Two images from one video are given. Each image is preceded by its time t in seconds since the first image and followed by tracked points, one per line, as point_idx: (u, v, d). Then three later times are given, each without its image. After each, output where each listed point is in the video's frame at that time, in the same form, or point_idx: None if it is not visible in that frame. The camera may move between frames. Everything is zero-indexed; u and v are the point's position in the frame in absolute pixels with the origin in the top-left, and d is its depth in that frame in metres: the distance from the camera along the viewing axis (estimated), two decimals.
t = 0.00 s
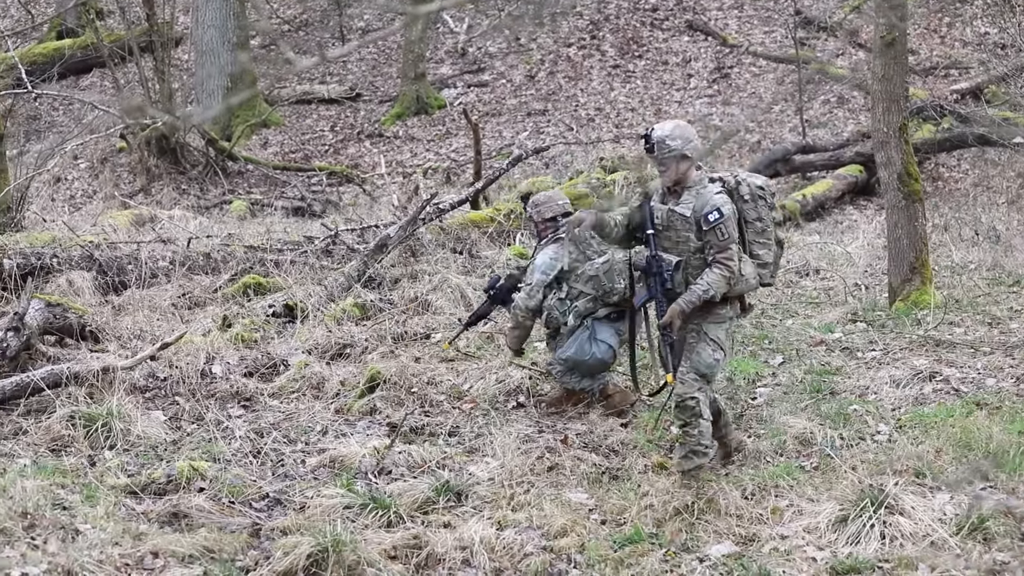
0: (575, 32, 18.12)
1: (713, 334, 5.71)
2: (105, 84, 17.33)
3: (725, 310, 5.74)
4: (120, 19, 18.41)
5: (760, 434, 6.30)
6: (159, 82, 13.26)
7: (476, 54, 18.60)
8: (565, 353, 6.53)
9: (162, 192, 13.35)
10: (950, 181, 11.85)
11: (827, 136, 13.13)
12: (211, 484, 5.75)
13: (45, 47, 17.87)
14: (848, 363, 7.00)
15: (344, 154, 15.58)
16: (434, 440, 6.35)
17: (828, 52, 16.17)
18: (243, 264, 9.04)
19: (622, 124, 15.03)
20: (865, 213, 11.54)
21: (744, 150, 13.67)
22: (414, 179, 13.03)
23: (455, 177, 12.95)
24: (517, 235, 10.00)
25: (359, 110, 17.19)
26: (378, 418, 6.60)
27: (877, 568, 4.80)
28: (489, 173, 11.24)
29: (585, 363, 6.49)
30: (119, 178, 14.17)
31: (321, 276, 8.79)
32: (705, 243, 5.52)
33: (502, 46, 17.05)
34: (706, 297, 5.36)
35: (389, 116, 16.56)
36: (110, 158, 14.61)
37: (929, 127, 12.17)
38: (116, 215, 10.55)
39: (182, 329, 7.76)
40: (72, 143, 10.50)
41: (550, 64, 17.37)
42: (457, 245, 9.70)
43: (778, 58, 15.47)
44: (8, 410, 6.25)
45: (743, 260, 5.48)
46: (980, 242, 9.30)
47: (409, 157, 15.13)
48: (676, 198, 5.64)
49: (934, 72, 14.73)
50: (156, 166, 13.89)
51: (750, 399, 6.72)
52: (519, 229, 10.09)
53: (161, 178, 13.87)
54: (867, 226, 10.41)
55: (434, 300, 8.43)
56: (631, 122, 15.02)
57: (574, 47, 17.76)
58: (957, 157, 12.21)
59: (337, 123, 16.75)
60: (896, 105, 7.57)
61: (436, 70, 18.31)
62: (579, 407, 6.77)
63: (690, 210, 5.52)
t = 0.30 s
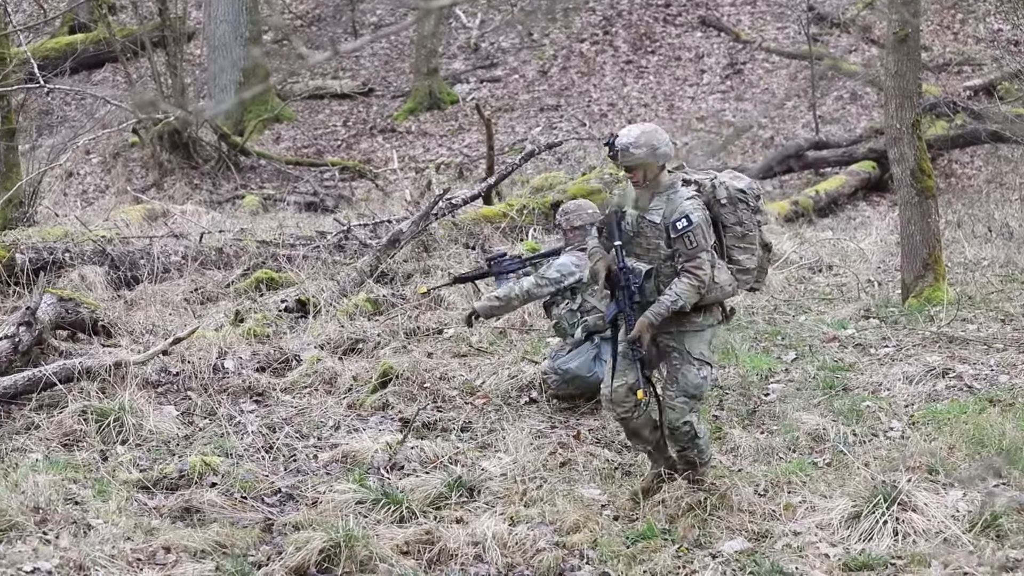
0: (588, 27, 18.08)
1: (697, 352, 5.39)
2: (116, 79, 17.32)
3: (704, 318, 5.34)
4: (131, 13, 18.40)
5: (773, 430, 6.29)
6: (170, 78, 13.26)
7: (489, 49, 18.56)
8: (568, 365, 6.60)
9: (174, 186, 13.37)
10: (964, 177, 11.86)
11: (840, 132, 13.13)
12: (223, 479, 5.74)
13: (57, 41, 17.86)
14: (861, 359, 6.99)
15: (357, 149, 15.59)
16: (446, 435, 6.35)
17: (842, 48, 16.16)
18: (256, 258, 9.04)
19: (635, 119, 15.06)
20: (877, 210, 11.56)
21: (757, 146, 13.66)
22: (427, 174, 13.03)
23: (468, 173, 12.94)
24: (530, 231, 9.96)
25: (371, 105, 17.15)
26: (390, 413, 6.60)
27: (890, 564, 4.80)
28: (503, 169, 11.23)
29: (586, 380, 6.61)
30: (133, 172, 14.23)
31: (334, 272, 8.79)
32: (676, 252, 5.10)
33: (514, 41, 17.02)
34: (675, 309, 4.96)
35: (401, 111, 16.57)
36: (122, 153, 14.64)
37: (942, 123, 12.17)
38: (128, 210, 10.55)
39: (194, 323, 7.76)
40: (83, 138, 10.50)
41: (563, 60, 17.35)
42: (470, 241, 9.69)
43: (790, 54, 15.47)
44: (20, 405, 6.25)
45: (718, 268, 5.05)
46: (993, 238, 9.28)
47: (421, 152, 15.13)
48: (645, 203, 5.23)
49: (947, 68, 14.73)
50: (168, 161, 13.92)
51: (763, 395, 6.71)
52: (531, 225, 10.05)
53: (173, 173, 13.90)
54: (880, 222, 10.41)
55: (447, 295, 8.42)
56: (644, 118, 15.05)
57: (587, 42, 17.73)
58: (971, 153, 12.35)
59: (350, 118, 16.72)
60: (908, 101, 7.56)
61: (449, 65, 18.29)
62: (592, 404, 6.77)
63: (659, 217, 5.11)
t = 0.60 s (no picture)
0: (605, 23, 18.04)
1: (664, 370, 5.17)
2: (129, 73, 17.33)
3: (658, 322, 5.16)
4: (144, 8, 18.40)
5: (789, 426, 6.29)
6: (185, 72, 13.26)
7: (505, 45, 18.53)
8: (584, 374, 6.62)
9: (190, 181, 13.39)
10: (980, 173, 11.88)
11: (856, 128, 13.14)
12: (239, 474, 5.74)
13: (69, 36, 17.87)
14: (877, 355, 6.99)
15: (373, 144, 15.61)
16: (462, 431, 6.35)
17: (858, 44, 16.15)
18: (271, 254, 9.05)
19: (651, 115, 15.10)
20: (894, 205, 11.57)
21: (773, 142, 13.66)
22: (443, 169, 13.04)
23: (483, 168, 12.94)
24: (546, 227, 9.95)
25: (387, 100, 17.12)
26: (406, 409, 6.60)
27: (906, 561, 4.80)
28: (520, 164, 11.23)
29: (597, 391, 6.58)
30: (148, 166, 14.27)
31: (350, 267, 8.79)
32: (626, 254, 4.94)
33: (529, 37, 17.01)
34: (620, 312, 4.80)
35: (417, 106, 16.56)
36: (137, 148, 14.68)
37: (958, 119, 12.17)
38: (144, 205, 10.55)
39: (210, 318, 7.77)
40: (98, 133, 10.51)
41: (578, 55, 17.34)
42: (487, 236, 9.69)
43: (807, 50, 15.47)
44: (36, 400, 6.25)
45: (671, 272, 4.87)
46: (1010, 234, 9.27)
47: (437, 147, 15.14)
48: (599, 204, 5.07)
49: (964, 64, 14.74)
50: (185, 156, 13.97)
51: (779, 391, 6.71)
52: (548, 221, 10.04)
53: (189, 168, 13.94)
54: (895, 218, 10.40)
55: (463, 291, 8.41)
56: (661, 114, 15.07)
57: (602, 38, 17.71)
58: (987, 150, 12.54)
59: (365, 113, 16.70)
60: (924, 97, 7.57)
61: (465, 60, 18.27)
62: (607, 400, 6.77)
63: (610, 217, 4.94)
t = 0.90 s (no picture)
0: (623, 18, 18.01)
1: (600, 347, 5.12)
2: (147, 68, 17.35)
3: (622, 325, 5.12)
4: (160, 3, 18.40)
5: (807, 422, 6.28)
6: (203, 67, 13.26)
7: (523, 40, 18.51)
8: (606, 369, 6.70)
9: (207, 176, 13.41)
10: (999, 169, 11.86)
11: (875, 124, 13.13)
12: (257, 470, 5.73)
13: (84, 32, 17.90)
14: (896, 351, 6.98)
15: (391, 139, 15.63)
16: (480, 426, 6.35)
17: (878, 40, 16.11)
18: (290, 249, 9.04)
19: (670, 111, 15.12)
20: (913, 201, 11.56)
21: (792, 138, 13.67)
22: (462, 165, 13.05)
23: (502, 163, 12.93)
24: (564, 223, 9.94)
25: (405, 96, 17.09)
26: (425, 405, 6.60)
27: (925, 557, 4.79)
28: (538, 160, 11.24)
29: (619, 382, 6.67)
30: (166, 161, 14.31)
31: (368, 263, 8.78)
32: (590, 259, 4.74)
33: (548, 32, 16.98)
34: (587, 319, 4.57)
35: (436, 102, 16.55)
36: (153, 144, 14.71)
37: (977, 114, 12.16)
38: (162, 200, 10.56)
39: (227, 314, 7.77)
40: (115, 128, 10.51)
41: (596, 51, 17.32)
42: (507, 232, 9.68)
43: (825, 46, 15.45)
44: (54, 395, 6.24)
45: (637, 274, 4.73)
46: None
47: (456, 143, 15.15)
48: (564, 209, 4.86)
49: (984, 60, 14.71)
50: (202, 151, 14.01)
51: (797, 387, 6.71)
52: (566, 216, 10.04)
53: (206, 163, 13.97)
54: (914, 214, 10.39)
55: (481, 287, 8.39)
56: (680, 110, 15.09)
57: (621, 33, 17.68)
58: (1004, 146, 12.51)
59: (383, 108, 16.69)
60: (944, 93, 7.55)
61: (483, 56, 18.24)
62: (625, 396, 6.77)
63: (573, 221, 4.74)
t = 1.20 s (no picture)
0: (642, 14, 17.98)
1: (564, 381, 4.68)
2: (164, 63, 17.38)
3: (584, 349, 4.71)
4: None
5: (827, 417, 6.27)
6: (222, 62, 13.28)
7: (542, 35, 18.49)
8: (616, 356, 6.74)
9: (225, 172, 13.44)
10: (1018, 165, 11.84)
11: (896, 120, 13.12)
12: (276, 465, 5.73)
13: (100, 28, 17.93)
14: (917, 347, 6.97)
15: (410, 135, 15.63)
16: (499, 421, 6.35)
17: (898, 36, 16.07)
18: (310, 244, 9.05)
19: (690, 106, 15.13)
20: (933, 197, 11.56)
21: (814, 133, 13.67)
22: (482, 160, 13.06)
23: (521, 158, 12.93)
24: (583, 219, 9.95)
25: (425, 91, 17.08)
26: (444, 400, 6.61)
27: (945, 553, 4.79)
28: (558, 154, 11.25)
29: (629, 371, 6.72)
30: (185, 156, 14.35)
31: (387, 258, 8.78)
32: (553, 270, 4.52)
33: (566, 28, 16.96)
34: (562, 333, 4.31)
35: (456, 97, 16.56)
36: (173, 138, 14.75)
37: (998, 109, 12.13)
38: (182, 195, 10.57)
39: (247, 309, 7.78)
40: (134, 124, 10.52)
41: (616, 46, 17.30)
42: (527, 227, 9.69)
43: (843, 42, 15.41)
44: (73, 389, 6.24)
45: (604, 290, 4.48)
46: None
47: (475, 139, 15.16)
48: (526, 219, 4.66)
49: (1006, 56, 14.67)
50: (221, 146, 14.05)
51: (818, 381, 6.71)
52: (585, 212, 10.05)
53: (225, 158, 13.99)
54: (934, 210, 10.39)
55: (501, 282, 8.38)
56: (700, 105, 15.10)
57: (640, 29, 17.65)
58: None
59: (402, 104, 16.68)
60: (964, 88, 7.54)
61: (502, 51, 18.23)
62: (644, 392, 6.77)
63: (535, 231, 4.52)
